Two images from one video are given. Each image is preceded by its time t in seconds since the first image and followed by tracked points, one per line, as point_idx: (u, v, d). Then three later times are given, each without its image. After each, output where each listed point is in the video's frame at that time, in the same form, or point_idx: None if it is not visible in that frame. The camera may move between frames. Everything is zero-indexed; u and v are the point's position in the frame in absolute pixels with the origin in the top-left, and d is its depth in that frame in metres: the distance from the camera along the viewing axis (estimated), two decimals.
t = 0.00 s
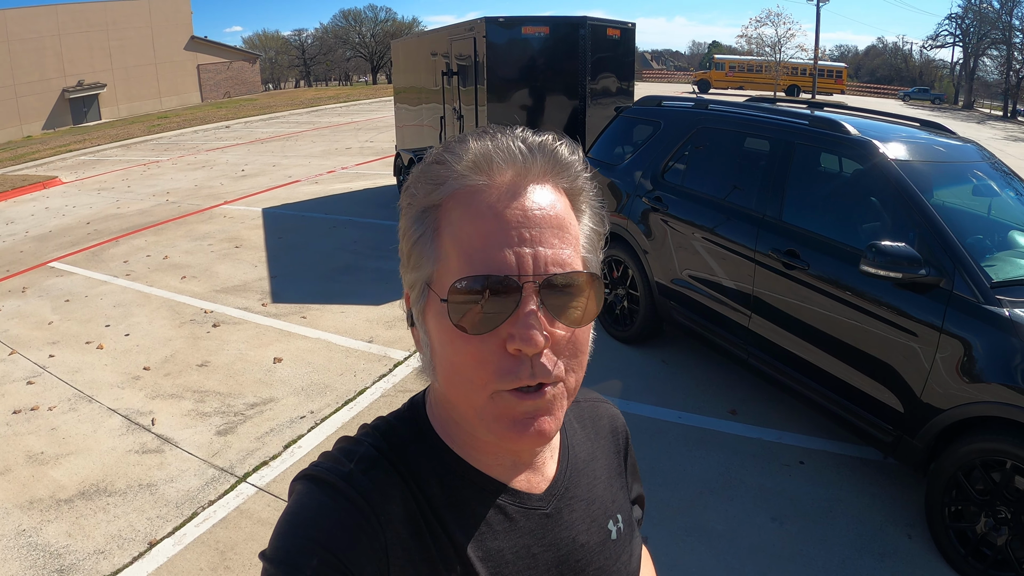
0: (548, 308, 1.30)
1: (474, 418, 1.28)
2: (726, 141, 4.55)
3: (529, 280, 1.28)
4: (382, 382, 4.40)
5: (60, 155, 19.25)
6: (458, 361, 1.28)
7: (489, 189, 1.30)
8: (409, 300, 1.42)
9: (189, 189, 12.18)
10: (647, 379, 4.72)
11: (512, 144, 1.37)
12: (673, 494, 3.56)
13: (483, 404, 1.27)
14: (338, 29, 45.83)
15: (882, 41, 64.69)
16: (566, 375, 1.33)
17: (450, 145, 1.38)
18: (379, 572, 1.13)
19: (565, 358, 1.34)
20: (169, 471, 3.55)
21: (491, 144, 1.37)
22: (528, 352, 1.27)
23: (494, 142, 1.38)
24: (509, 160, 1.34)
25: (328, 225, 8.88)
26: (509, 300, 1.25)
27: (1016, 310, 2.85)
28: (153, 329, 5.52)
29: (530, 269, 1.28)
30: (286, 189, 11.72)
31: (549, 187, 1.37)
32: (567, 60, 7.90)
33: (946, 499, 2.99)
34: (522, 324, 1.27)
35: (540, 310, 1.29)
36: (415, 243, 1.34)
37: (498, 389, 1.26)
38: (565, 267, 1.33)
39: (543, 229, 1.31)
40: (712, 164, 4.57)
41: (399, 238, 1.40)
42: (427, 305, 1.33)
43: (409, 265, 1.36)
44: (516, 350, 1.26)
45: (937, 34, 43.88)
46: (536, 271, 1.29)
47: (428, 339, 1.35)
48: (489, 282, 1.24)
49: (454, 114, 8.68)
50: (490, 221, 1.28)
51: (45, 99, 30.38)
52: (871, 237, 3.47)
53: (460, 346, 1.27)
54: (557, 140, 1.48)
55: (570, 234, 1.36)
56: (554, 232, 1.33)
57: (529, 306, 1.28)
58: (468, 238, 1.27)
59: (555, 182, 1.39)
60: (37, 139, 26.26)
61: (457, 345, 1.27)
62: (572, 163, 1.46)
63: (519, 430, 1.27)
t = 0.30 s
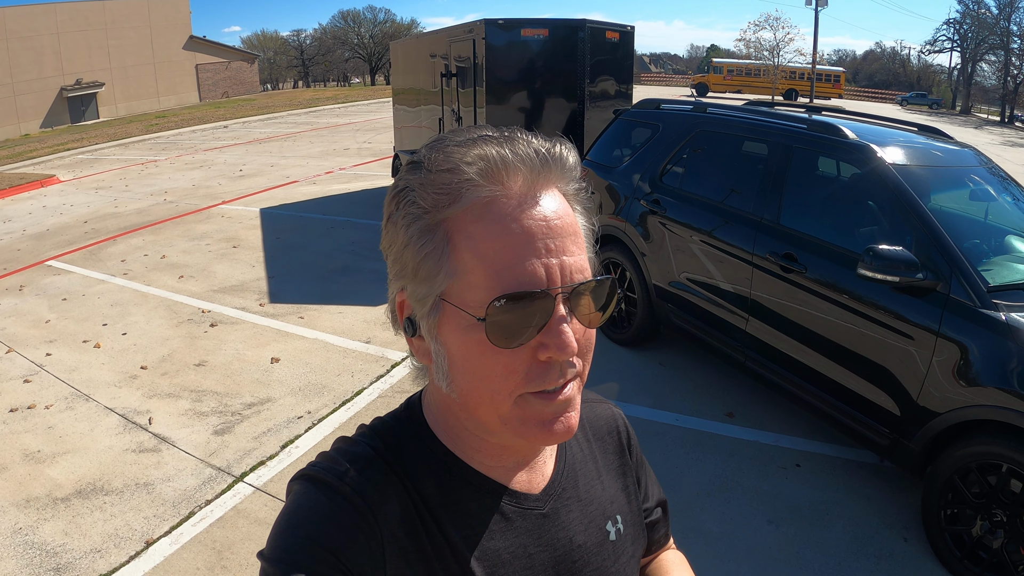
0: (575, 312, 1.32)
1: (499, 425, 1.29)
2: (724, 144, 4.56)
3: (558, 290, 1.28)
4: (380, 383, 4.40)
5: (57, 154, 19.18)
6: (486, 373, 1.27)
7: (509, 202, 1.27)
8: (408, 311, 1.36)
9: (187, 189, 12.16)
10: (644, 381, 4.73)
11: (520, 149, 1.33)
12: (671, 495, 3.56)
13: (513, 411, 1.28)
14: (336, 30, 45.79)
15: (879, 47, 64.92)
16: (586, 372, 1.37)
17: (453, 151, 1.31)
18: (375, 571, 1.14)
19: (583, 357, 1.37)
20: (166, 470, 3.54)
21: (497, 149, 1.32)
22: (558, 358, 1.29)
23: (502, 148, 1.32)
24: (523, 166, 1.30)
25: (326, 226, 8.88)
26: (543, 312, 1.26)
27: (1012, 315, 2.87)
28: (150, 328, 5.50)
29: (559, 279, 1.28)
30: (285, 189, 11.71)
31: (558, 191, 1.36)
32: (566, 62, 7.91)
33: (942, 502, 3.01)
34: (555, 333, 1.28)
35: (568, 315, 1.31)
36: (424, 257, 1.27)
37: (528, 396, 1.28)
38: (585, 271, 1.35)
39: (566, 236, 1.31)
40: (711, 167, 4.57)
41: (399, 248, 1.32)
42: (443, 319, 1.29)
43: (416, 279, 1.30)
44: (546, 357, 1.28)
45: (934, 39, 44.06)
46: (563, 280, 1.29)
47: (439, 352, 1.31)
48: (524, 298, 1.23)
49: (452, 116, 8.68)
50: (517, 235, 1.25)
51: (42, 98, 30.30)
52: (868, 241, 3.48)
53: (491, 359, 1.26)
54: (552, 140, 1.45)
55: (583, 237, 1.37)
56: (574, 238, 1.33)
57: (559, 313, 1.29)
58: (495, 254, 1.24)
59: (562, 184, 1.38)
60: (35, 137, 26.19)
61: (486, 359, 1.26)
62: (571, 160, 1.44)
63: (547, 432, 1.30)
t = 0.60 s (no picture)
0: (582, 318, 1.30)
1: (504, 431, 1.28)
2: (724, 147, 4.56)
3: (565, 295, 1.26)
4: (378, 385, 4.38)
5: (52, 154, 19.09)
6: (491, 378, 1.25)
7: (515, 205, 1.26)
8: (415, 314, 1.35)
9: (183, 189, 12.12)
10: (642, 383, 4.72)
11: (526, 155, 1.33)
12: (671, 497, 3.56)
13: (517, 417, 1.26)
14: (333, 30, 45.70)
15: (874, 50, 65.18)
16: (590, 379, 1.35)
17: (459, 156, 1.31)
18: (380, 571, 1.13)
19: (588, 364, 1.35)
20: (164, 472, 3.52)
21: (504, 155, 1.32)
22: (564, 364, 1.27)
23: (509, 153, 1.32)
24: (530, 172, 1.29)
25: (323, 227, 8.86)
26: (550, 317, 1.23)
27: (1011, 318, 2.88)
28: (147, 329, 5.48)
29: (566, 284, 1.26)
30: (282, 190, 11.67)
31: (564, 198, 1.35)
32: (564, 64, 7.91)
33: (942, 505, 3.01)
34: (561, 338, 1.25)
35: (574, 322, 1.28)
36: (432, 260, 1.26)
37: (533, 402, 1.26)
38: (591, 277, 1.33)
39: (573, 242, 1.29)
40: (710, 170, 4.58)
41: (406, 251, 1.31)
42: (448, 323, 1.28)
43: (422, 282, 1.29)
44: (551, 363, 1.26)
45: (928, 42, 44.25)
46: (570, 285, 1.27)
47: (445, 357, 1.30)
48: (531, 302, 1.22)
49: (450, 117, 8.68)
50: (523, 239, 1.24)
51: (37, 97, 30.16)
52: (867, 244, 3.49)
53: (496, 364, 1.25)
54: (560, 146, 1.45)
55: (589, 243, 1.35)
56: (581, 243, 1.32)
57: (565, 319, 1.27)
58: (502, 258, 1.23)
59: (568, 189, 1.37)
60: (29, 137, 26.08)
61: (491, 364, 1.24)
62: (578, 166, 1.43)
63: (553, 438, 1.28)
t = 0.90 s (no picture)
0: (539, 299, 1.26)
1: (468, 414, 1.26)
2: (731, 143, 4.52)
3: (517, 270, 1.25)
4: (384, 381, 4.37)
5: (57, 149, 19.12)
6: (452, 354, 1.26)
7: (485, 183, 1.31)
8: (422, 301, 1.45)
9: (188, 184, 12.11)
10: (649, 381, 4.70)
11: (513, 143, 1.39)
12: (677, 495, 3.53)
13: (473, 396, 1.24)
14: (338, 25, 45.62)
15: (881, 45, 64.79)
16: (561, 372, 1.28)
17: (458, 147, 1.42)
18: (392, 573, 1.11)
19: (562, 356, 1.29)
20: (170, 468, 3.51)
21: (493, 144, 1.39)
22: (516, 343, 1.23)
23: (498, 143, 1.40)
24: (508, 156, 1.35)
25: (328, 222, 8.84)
26: (498, 287, 1.24)
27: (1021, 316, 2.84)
28: (152, 324, 5.47)
29: (520, 258, 1.26)
30: (286, 185, 11.66)
31: (551, 184, 1.36)
32: (571, 59, 7.87)
33: (949, 504, 2.98)
34: (508, 313, 1.23)
35: (530, 301, 1.25)
36: (423, 241, 1.37)
37: (485, 381, 1.23)
38: (561, 259, 1.30)
39: (539, 221, 1.29)
40: (717, 167, 4.54)
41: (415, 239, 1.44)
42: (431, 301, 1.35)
43: (419, 264, 1.40)
44: (503, 340, 1.23)
45: (935, 38, 43.94)
46: (525, 260, 1.26)
47: (431, 339, 1.35)
48: (476, 272, 1.24)
49: (456, 113, 8.64)
50: (486, 214, 1.28)
51: (42, 92, 30.19)
52: (874, 241, 3.46)
53: (454, 337, 1.26)
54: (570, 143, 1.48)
55: (570, 229, 1.34)
56: (551, 225, 1.31)
57: (517, 296, 1.25)
58: (464, 231, 1.29)
59: (558, 178, 1.38)
60: (35, 132, 26.13)
61: (449, 339, 1.26)
62: (579, 161, 1.44)
63: (509, 423, 1.23)
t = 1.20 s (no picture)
0: (546, 292, 1.24)
1: (465, 404, 1.23)
2: (739, 144, 4.49)
3: (528, 261, 1.24)
4: (391, 382, 4.35)
5: (66, 148, 19.22)
6: (454, 341, 1.23)
7: (504, 178, 1.32)
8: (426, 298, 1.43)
9: (196, 184, 12.15)
10: (656, 383, 4.67)
11: (537, 147, 1.41)
12: (683, 498, 3.51)
13: (472, 385, 1.21)
14: (345, 25, 45.70)
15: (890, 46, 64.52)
16: (562, 372, 1.25)
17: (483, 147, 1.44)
18: None
19: (564, 355, 1.26)
20: (175, 468, 3.51)
21: (517, 146, 1.42)
22: (520, 333, 1.20)
23: (521, 146, 1.42)
24: (531, 157, 1.37)
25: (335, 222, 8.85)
26: (506, 276, 1.22)
27: None
28: (159, 324, 5.48)
29: (532, 251, 1.25)
30: (294, 185, 11.68)
31: (568, 188, 1.37)
32: (579, 59, 7.84)
33: (957, 508, 2.94)
34: (514, 302, 1.21)
35: (537, 293, 1.24)
36: (435, 232, 1.37)
37: (484, 371, 1.20)
38: (572, 257, 1.29)
39: (553, 218, 1.30)
40: (725, 168, 4.51)
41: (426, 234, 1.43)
42: (436, 290, 1.33)
43: (428, 257, 1.39)
44: (508, 329, 1.20)
45: (945, 38, 43.67)
46: (537, 253, 1.26)
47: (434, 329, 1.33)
48: (487, 258, 1.22)
49: (464, 113, 8.63)
50: (501, 205, 1.28)
51: (51, 91, 30.37)
52: (883, 243, 3.43)
53: (457, 323, 1.23)
54: (592, 156, 1.50)
55: (583, 233, 1.34)
56: (566, 225, 1.31)
57: (525, 286, 1.23)
58: (478, 220, 1.28)
59: (575, 184, 1.39)
60: (44, 131, 26.30)
61: (453, 325, 1.23)
62: (598, 173, 1.45)
63: (506, 415, 1.20)
